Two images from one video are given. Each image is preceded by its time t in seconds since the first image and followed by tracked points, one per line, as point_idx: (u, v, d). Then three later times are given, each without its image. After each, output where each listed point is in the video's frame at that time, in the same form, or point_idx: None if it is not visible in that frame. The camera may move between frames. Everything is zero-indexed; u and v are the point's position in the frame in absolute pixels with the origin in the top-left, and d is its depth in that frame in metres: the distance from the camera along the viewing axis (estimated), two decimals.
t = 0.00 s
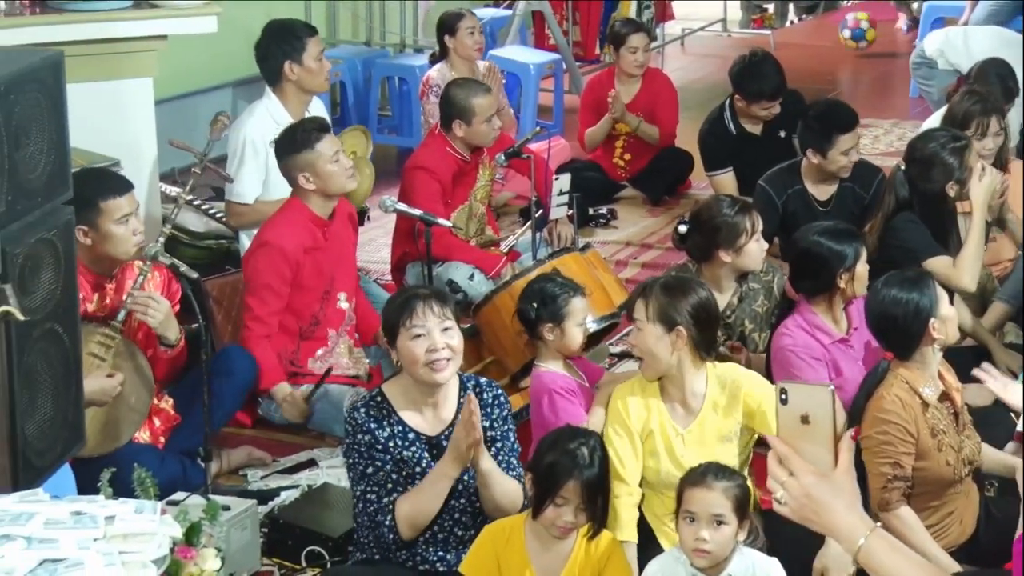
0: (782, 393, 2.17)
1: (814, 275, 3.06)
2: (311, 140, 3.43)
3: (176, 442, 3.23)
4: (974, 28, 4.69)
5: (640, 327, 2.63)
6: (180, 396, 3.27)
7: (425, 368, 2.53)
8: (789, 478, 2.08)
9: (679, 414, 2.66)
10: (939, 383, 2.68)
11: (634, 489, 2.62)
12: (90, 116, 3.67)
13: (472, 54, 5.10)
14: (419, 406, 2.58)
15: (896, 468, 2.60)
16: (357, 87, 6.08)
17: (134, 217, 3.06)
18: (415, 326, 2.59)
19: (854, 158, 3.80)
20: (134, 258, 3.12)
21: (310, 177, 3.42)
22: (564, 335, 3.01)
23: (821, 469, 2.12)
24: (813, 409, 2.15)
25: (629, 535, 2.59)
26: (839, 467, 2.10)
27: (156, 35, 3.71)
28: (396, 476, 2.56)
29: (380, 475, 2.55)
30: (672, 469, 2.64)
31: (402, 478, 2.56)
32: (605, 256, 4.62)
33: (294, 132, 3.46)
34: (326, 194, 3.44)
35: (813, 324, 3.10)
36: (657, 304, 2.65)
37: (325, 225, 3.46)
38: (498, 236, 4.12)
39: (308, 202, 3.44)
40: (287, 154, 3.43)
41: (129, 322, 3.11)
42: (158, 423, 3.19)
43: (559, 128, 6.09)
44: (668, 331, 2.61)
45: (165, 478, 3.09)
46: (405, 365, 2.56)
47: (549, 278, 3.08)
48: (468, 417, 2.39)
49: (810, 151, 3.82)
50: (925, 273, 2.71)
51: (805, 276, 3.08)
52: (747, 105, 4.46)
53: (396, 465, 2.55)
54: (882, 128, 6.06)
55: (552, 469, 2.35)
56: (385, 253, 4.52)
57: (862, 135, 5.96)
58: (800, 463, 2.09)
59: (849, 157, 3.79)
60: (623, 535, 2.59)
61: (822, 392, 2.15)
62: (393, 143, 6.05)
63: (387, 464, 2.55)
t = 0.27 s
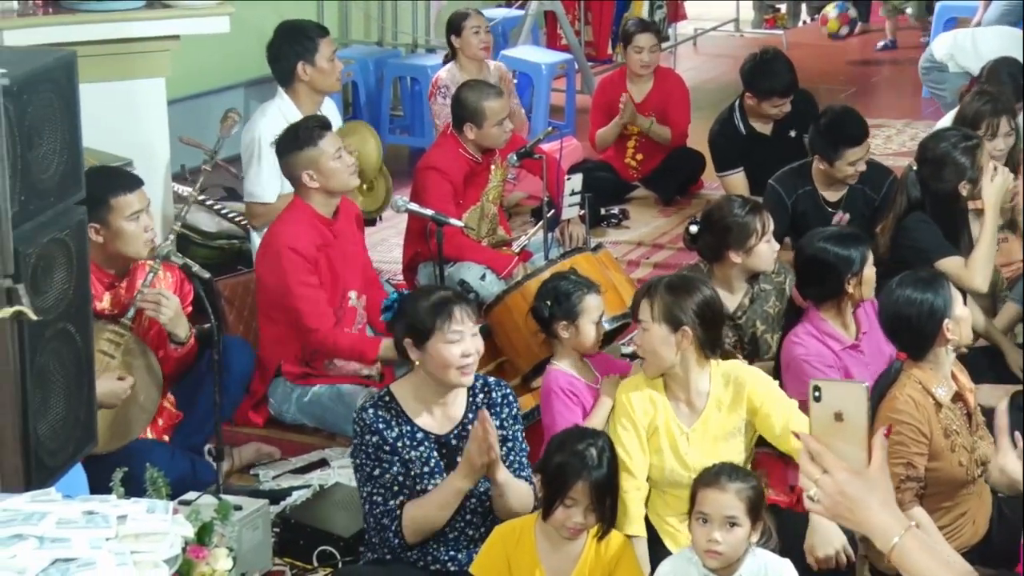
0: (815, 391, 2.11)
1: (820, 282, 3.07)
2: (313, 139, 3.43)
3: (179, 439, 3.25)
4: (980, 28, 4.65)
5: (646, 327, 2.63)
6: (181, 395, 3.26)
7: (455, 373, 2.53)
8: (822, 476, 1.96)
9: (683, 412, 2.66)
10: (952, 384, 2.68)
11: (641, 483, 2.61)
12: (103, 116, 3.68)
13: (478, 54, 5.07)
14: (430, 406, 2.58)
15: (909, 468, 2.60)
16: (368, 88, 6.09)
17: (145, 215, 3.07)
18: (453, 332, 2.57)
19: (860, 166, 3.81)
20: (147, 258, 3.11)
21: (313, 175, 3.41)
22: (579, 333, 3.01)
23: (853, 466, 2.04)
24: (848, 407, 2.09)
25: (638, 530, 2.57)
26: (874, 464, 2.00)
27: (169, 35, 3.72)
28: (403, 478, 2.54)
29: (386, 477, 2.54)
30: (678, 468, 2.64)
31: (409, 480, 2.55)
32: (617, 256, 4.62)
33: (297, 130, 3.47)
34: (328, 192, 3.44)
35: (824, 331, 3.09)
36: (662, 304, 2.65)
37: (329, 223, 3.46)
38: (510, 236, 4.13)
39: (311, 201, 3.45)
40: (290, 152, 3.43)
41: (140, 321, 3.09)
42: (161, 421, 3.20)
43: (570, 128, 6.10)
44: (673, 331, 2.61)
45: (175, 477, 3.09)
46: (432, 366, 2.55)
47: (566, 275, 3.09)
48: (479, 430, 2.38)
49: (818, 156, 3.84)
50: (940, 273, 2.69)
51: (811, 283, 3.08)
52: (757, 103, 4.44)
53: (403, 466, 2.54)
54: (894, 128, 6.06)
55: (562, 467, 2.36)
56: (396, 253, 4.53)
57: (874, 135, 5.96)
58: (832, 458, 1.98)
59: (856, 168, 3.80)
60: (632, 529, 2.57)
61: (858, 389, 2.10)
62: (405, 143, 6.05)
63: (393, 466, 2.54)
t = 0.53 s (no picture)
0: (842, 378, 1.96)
1: (835, 280, 3.06)
2: (323, 136, 3.42)
3: (193, 440, 3.25)
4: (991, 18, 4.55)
5: (651, 328, 2.64)
6: (198, 398, 3.28)
7: (486, 381, 2.58)
8: (847, 464, 1.89)
9: (686, 410, 2.66)
10: (960, 385, 2.68)
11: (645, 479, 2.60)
12: (112, 116, 3.69)
13: (474, 60, 5.09)
14: (440, 405, 2.59)
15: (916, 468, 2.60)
16: (377, 87, 6.10)
17: (154, 208, 3.06)
18: (485, 340, 2.58)
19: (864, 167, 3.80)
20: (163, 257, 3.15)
21: (323, 172, 3.40)
22: (584, 333, 3.00)
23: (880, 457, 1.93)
24: (874, 394, 1.95)
25: (643, 526, 2.57)
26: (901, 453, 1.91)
27: (178, 34, 3.72)
28: (414, 473, 2.55)
29: (397, 471, 2.55)
30: (682, 465, 2.63)
31: (419, 474, 2.55)
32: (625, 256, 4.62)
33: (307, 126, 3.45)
34: (336, 189, 3.43)
35: (837, 328, 3.09)
36: (665, 304, 2.65)
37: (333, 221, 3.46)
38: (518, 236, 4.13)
39: (317, 200, 3.45)
40: (299, 148, 3.41)
41: (157, 321, 3.13)
42: (176, 423, 3.19)
43: (578, 128, 6.10)
44: (678, 331, 2.62)
45: (183, 475, 3.09)
46: (462, 376, 2.57)
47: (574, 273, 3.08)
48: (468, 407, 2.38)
49: (822, 158, 3.83)
50: (949, 274, 2.71)
51: (826, 281, 3.08)
52: (768, 95, 4.43)
53: (414, 461, 2.55)
54: (902, 128, 6.06)
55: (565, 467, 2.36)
56: (404, 253, 4.53)
57: (882, 135, 5.96)
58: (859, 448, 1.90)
59: (859, 168, 3.79)
60: (637, 524, 2.57)
61: (885, 376, 1.96)
62: (413, 143, 6.06)
63: (405, 461, 2.55)
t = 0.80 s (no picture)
0: (855, 373, 2.07)
1: (839, 272, 3.09)
2: (335, 135, 3.43)
3: (207, 443, 3.24)
4: None
5: (661, 327, 2.63)
6: (213, 403, 3.29)
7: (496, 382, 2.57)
8: (856, 458, 1.95)
9: (696, 410, 2.66)
10: (967, 386, 2.67)
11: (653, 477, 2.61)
12: (118, 116, 3.69)
13: (479, 61, 5.10)
14: (448, 406, 2.59)
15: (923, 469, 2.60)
16: (384, 87, 6.10)
17: (168, 212, 3.07)
18: (497, 343, 2.58)
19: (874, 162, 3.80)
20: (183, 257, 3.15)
21: (335, 170, 3.41)
22: (588, 333, 3.00)
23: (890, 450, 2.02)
24: (885, 389, 2.05)
25: (652, 526, 2.58)
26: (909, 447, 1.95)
27: (184, 34, 3.73)
28: (423, 474, 2.54)
29: (406, 472, 2.53)
30: (691, 464, 2.63)
31: (428, 475, 2.54)
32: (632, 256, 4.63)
33: (316, 126, 3.47)
34: (345, 188, 3.44)
35: (843, 321, 3.10)
36: (676, 304, 2.65)
37: (343, 221, 3.46)
38: (524, 236, 4.14)
39: (324, 198, 3.45)
40: (311, 147, 3.42)
41: (175, 318, 3.10)
42: (190, 423, 3.22)
43: (585, 128, 6.10)
44: (689, 330, 2.61)
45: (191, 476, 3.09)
46: (474, 378, 2.55)
47: (575, 274, 3.07)
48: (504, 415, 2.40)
49: (831, 157, 3.83)
50: (957, 276, 2.72)
51: (830, 274, 3.11)
52: (776, 93, 4.44)
53: (423, 461, 2.54)
54: (909, 129, 6.06)
55: (570, 470, 2.35)
56: (411, 253, 4.54)
57: (889, 135, 5.96)
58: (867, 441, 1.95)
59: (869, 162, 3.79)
60: (646, 523, 2.58)
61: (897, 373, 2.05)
62: (419, 143, 6.06)
63: (413, 462, 2.54)
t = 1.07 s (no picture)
0: (849, 375, 2.12)
1: (845, 265, 3.10)
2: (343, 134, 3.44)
3: (211, 443, 3.23)
4: None
5: (674, 326, 2.63)
6: (219, 404, 3.30)
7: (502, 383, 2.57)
8: (850, 461, 2.00)
9: (705, 409, 2.66)
10: (971, 387, 2.67)
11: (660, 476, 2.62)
12: (122, 116, 3.69)
13: (484, 60, 5.09)
14: (452, 407, 2.59)
15: (926, 470, 2.60)
16: (387, 87, 6.10)
17: (168, 220, 3.07)
18: (503, 344, 2.59)
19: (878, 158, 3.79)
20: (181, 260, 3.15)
21: (351, 168, 3.42)
22: (598, 333, 2.99)
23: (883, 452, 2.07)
24: (879, 393, 2.09)
25: (658, 526, 2.58)
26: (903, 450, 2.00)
27: (187, 34, 3.73)
28: (427, 474, 2.53)
29: (409, 473, 2.53)
30: (699, 464, 2.63)
31: (432, 475, 2.54)
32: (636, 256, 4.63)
33: (323, 126, 3.46)
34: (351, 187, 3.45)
35: (851, 314, 3.11)
36: (690, 303, 2.65)
37: (344, 220, 3.46)
38: (528, 236, 4.14)
39: (324, 198, 3.45)
40: (321, 147, 3.41)
41: (174, 320, 3.11)
42: (195, 423, 3.21)
43: (589, 128, 6.10)
44: (704, 328, 2.62)
45: (196, 478, 3.08)
46: (480, 379, 2.56)
47: (578, 276, 3.06)
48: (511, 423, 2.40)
49: (836, 155, 3.83)
50: (961, 275, 2.70)
51: (836, 269, 3.11)
52: (781, 92, 4.44)
53: (426, 461, 2.54)
54: (913, 129, 6.06)
55: (570, 472, 2.35)
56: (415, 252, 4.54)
57: (893, 135, 5.96)
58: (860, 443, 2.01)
59: (872, 158, 3.78)
60: (652, 524, 2.58)
61: (892, 376, 2.10)
62: (423, 143, 6.06)
63: (417, 462, 2.53)
